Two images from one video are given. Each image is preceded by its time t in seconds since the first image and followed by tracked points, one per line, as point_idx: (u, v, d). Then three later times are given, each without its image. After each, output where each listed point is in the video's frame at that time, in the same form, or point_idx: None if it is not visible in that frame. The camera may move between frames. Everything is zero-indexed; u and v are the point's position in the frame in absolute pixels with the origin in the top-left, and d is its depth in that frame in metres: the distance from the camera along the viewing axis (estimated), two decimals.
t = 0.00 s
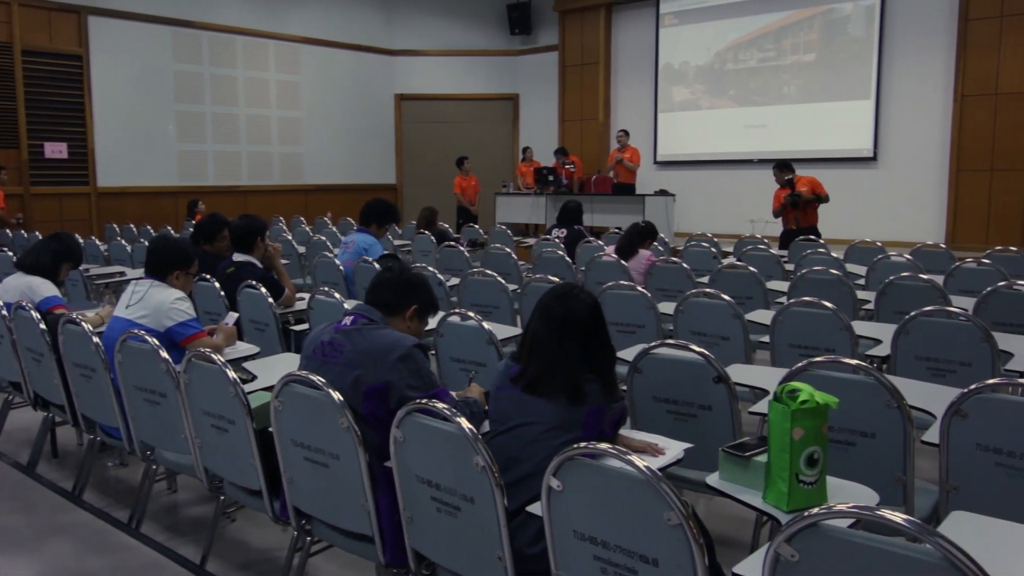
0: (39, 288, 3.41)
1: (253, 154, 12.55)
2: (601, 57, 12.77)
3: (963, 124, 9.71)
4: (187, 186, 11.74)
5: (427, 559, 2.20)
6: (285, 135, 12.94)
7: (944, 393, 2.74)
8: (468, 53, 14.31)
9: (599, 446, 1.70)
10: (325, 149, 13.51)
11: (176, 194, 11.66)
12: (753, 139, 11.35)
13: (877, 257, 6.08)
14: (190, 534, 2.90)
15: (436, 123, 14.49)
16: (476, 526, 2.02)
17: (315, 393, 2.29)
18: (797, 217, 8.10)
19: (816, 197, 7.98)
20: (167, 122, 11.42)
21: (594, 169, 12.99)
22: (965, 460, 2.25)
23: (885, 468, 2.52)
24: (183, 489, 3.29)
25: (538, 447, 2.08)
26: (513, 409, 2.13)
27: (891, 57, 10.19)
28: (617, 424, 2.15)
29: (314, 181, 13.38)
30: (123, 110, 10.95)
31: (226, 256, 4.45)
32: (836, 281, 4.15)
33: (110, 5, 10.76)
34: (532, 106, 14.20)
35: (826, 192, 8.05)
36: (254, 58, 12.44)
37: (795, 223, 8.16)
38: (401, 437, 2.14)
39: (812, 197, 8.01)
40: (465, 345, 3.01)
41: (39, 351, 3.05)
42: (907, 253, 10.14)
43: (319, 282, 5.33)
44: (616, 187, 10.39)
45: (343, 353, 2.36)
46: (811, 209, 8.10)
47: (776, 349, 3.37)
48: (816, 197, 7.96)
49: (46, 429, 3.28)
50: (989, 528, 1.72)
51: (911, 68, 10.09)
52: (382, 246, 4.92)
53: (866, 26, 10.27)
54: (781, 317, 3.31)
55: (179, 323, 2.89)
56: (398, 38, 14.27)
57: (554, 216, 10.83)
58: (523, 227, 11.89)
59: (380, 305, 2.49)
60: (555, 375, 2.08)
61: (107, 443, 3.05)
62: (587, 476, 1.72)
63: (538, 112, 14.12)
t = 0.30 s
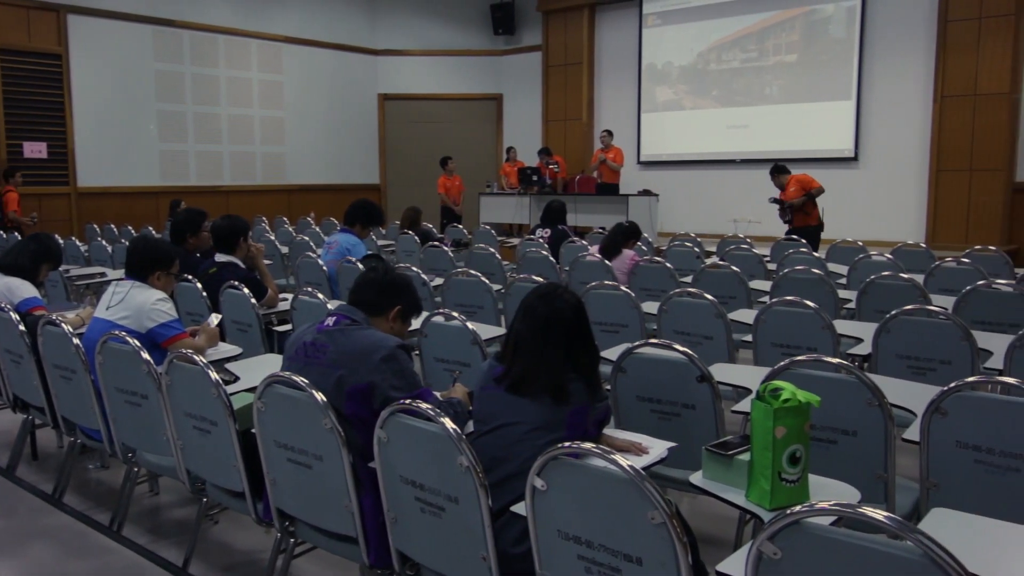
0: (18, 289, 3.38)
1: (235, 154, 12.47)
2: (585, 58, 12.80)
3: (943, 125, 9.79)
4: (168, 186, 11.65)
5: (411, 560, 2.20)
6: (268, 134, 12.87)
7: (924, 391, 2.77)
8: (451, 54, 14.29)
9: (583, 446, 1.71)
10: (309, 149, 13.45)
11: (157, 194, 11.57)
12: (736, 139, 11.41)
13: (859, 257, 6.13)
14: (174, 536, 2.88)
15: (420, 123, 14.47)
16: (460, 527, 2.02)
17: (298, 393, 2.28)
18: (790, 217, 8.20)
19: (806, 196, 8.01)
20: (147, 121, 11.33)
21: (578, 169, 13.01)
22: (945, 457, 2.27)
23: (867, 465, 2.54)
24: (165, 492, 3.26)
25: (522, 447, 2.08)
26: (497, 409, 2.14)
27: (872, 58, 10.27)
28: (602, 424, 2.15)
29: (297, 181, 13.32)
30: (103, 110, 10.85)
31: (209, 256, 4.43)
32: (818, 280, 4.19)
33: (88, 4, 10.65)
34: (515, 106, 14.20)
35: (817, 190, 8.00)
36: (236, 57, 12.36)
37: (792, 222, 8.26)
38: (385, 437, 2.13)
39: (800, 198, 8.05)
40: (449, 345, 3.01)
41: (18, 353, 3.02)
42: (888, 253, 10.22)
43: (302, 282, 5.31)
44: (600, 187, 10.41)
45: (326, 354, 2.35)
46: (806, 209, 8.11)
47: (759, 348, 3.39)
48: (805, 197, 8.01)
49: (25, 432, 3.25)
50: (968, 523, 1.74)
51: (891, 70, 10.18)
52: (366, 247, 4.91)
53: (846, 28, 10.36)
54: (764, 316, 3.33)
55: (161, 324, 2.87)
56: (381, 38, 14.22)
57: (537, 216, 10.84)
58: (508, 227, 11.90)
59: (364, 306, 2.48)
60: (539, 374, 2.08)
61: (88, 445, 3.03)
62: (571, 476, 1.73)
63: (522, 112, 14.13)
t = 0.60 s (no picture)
0: None
1: (218, 154, 12.40)
2: (568, 57, 12.81)
3: (923, 125, 9.88)
4: (150, 186, 11.56)
5: (396, 561, 2.20)
6: (251, 134, 12.80)
7: (905, 389, 2.80)
8: (435, 53, 14.27)
9: (568, 445, 1.71)
10: (293, 148, 13.40)
11: (139, 194, 11.48)
12: (719, 139, 11.47)
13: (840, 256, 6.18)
14: (156, 539, 2.86)
15: (404, 122, 14.44)
16: (445, 527, 2.02)
17: (281, 394, 2.27)
18: (773, 220, 8.27)
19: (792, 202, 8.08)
20: (128, 121, 11.24)
21: (562, 169, 13.02)
22: (926, 454, 2.29)
23: (849, 463, 2.56)
24: (147, 494, 3.24)
25: (506, 448, 2.08)
26: (482, 409, 2.14)
27: (853, 59, 10.35)
28: (586, 424, 2.16)
29: (281, 181, 13.25)
30: (83, 109, 10.76)
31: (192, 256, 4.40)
32: (801, 280, 4.21)
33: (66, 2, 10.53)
34: (500, 106, 14.20)
35: (803, 197, 8.08)
36: (218, 57, 12.28)
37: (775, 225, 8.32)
38: (369, 438, 2.13)
39: (783, 202, 8.13)
40: (433, 345, 3.01)
41: None
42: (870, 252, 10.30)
43: (286, 283, 5.29)
44: (584, 187, 10.42)
45: (309, 355, 2.34)
46: (789, 214, 8.15)
47: (742, 347, 3.41)
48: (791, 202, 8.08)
49: (4, 435, 3.22)
50: (948, 520, 1.76)
51: (872, 70, 10.26)
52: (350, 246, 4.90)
53: (828, 29, 10.43)
54: (748, 315, 3.34)
55: (142, 325, 2.86)
56: (365, 38, 14.17)
57: (522, 216, 10.84)
58: (492, 226, 11.90)
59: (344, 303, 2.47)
60: (523, 374, 2.08)
61: (68, 448, 3.00)
62: (556, 475, 1.73)
63: (506, 112, 14.13)
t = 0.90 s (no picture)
0: None
1: (200, 153, 12.32)
2: (551, 57, 12.82)
3: (904, 126, 9.97)
4: (131, 186, 11.46)
5: (380, 562, 2.19)
6: (234, 134, 12.72)
7: (886, 388, 2.82)
8: (419, 53, 14.24)
9: (552, 445, 1.72)
10: (277, 148, 13.33)
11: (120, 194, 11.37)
12: (702, 139, 11.51)
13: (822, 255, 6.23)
14: (138, 541, 2.84)
15: (388, 122, 14.40)
16: (429, 527, 2.02)
17: (264, 395, 2.26)
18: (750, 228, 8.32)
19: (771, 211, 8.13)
20: (108, 120, 11.14)
21: (546, 169, 13.04)
22: (906, 452, 2.32)
23: (831, 461, 2.58)
24: (129, 496, 3.22)
25: (490, 448, 2.08)
26: (466, 410, 2.13)
27: (835, 60, 10.42)
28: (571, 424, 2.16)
29: (264, 181, 13.18)
30: (62, 108, 10.66)
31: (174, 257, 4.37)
32: (784, 280, 4.24)
33: None
34: (483, 106, 14.19)
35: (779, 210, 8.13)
36: (200, 55, 12.20)
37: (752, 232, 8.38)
38: (352, 439, 2.12)
39: (760, 212, 8.20)
40: (417, 346, 3.00)
41: None
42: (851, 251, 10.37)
43: (269, 283, 5.26)
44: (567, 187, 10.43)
45: (292, 356, 2.33)
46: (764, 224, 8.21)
47: (725, 346, 3.43)
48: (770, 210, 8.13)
49: None
50: (928, 517, 1.78)
51: (853, 72, 10.34)
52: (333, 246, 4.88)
53: (809, 30, 10.49)
54: (731, 315, 3.36)
55: (124, 326, 2.84)
56: (348, 37, 14.12)
57: (506, 216, 10.84)
58: (476, 226, 11.90)
59: (325, 306, 2.42)
60: (507, 374, 2.08)
61: (49, 450, 2.98)
62: (540, 475, 1.73)
63: (490, 112, 14.13)
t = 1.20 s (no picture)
0: None
1: (183, 153, 12.24)
2: (535, 57, 12.82)
3: (885, 126, 10.06)
4: (111, 186, 11.37)
5: (364, 563, 2.18)
6: (217, 133, 12.65)
7: (867, 386, 2.84)
8: (403, 53, 14.21)
9: (536, 445, 1.72)
10: (260, 148, 13.26)
11: (100, 194, 11.28)
12: (685, 140, 11.56)
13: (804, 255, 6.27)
14: (120, 545, 2.82)
15: (372, 122, 14.36)
16: (413, 528, 2.01)
17: (245, 397, 2.24)
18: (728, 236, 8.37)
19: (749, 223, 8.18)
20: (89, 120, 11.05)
21: (530, 169, 13.04)
22: (888, 450, 2.34)
23: (813, 459, 2.60)
24: (111, 499, 3.19)
25: (474, 449, 2.08)
26: (449, 410, 2.13)
27: (816, 61, 10.49)
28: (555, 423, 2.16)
29: (247, 181, 13.11)
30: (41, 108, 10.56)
31: (156, 257, 4.35)
32: (766, 279, 4.27)
33: None
34: (467, 105, 14.16)
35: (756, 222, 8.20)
36: (182, 55, 12.11)
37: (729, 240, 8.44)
38: (336, 440, 2.12)
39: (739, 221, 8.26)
40: (401, 346, 3.00)
41: None
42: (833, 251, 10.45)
43: (252, 283, 5.24)
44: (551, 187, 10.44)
45: (274, 357, 2.32)
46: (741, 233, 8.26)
47: (709, 346, 3.45)
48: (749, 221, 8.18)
49: None
50: (907, 514, 1.79)
51: (835, 72, 10.42)
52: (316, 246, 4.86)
53: (790, 31, 10.56)
54: (714, 314, 3.38)
55: (104, 328, 2.81)
56: (331, 37, 14.07)
57: (489, 216, 10.84)
58: (460, 227, 11.89)
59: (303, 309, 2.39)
60: (490, 374, 2.08)
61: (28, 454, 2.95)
62: (524, 474, 1.74)
63: (473, 112, 14.10)
